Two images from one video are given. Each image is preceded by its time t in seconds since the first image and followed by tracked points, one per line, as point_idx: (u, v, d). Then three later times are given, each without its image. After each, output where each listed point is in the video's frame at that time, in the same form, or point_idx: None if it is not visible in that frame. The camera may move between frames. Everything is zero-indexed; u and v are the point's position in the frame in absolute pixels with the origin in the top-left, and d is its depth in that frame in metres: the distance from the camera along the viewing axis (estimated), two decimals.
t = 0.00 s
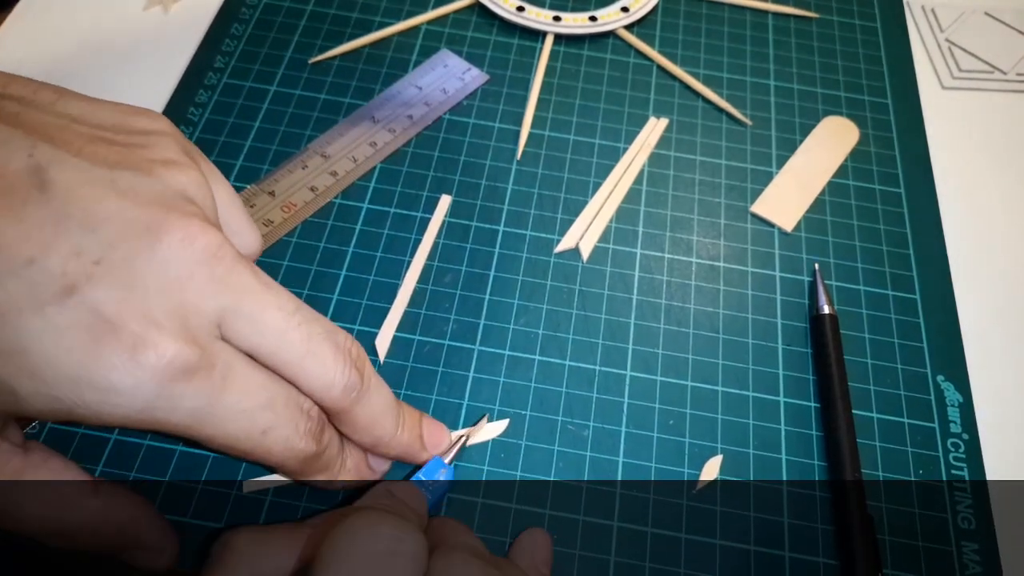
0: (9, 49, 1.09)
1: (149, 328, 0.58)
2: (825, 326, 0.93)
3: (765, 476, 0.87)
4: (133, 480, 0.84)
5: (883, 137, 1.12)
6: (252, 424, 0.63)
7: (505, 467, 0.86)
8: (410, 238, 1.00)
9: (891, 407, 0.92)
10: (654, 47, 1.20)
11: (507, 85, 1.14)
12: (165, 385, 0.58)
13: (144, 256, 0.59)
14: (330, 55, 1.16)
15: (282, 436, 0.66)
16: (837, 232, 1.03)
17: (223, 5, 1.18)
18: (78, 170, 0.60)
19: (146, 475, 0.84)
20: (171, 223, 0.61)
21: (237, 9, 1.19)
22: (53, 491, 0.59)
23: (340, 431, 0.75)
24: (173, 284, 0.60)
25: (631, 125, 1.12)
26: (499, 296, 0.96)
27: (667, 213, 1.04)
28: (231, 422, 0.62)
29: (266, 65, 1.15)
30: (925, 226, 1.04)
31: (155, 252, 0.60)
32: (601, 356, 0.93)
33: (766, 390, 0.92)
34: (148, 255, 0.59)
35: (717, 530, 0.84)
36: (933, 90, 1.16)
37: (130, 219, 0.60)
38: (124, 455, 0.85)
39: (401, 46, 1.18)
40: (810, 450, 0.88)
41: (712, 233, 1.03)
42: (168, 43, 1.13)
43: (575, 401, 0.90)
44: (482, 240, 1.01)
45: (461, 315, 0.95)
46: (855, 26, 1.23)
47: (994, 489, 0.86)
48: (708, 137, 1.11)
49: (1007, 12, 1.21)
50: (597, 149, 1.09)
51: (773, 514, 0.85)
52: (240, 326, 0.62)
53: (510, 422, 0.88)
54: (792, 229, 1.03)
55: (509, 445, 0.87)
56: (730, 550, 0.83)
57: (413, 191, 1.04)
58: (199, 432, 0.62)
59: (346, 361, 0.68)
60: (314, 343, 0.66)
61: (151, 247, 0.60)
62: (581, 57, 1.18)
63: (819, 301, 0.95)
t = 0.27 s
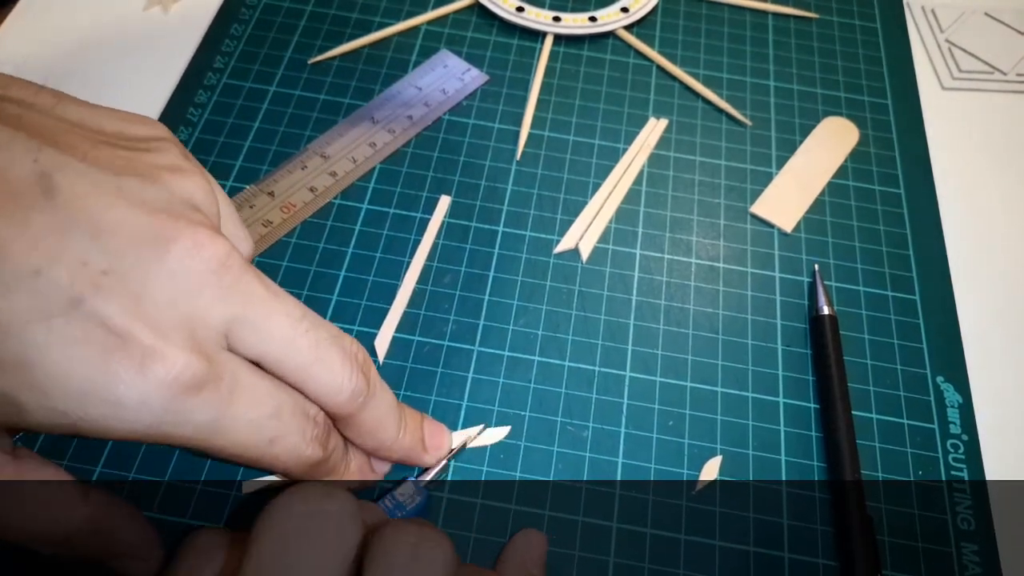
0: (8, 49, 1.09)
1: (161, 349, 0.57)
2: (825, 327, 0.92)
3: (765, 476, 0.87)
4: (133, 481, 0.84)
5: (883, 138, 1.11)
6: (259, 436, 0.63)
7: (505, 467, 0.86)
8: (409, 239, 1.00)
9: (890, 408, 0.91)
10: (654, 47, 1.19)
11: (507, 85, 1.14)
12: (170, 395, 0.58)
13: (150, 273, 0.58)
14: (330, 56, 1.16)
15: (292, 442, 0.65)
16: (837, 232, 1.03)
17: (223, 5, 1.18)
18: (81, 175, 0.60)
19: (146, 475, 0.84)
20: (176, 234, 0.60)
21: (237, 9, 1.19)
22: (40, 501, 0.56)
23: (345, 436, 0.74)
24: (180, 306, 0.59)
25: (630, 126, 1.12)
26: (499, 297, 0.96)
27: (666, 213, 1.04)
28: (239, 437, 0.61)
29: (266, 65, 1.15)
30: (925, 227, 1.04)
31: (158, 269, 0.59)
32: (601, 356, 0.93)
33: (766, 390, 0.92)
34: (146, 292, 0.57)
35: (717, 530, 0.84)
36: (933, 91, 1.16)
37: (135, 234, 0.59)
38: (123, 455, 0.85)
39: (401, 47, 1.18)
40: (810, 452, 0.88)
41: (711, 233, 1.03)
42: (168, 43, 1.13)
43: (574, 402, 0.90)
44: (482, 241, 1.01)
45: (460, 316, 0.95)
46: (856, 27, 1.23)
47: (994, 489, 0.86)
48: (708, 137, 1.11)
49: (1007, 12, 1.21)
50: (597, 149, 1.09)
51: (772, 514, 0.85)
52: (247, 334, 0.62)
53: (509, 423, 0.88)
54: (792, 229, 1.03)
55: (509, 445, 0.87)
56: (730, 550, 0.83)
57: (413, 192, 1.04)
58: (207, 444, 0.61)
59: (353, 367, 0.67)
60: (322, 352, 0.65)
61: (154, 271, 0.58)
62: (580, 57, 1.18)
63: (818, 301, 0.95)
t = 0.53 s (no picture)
0: (8, 49, 1.09)
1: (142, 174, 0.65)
2: (826, 325, 0.93)
3: (766, 476, 0.87)
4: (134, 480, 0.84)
5: (883, 137, 1.12)
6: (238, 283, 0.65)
7: (506, 466, 0.86)
8: (409, 238, 1.00)
9: (891, 408, 0.92)
10: (654, 47, 1.20)
11: (507, 85, 1.14)
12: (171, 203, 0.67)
13: (132, 201, 0.65)
14: (330, 55, 1.16)
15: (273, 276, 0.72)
16: (837, 232, 1.03)
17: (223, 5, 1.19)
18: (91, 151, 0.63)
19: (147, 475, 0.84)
20: (161, 160, 0.68)
21: (238, 8, 1.19)
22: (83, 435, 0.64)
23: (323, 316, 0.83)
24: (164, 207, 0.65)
25: (630, 125, 1.12)
26: (499, 296, 0.96)
27: (667, 213, 1.04)
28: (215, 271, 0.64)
29: (266, 65, 1.15)
30: (925, 226, 1.04)
31: (145, 193, 0.66)
32: (601, 356, 0.93)
33: (767, 390, 0.92)
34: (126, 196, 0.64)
35: (718, 530, 0.84)
36: (933, 90, 1.16)
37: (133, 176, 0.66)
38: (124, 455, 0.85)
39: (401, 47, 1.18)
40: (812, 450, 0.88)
41: (712, 233, 1.03)
42: (168, 42, 1.13)
43: (575, 401, 0.90)
44: (482, 240, 1.01)
45: (461, 315, 0.95)
46: (856, 26, 1.23)
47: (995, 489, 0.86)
48: (708, 137, 1.11)
49: (1007, 12, 1.21)
50: (597, 149, 1.09)
51: (773, 514, 0.85)
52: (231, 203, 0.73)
53: (510, 422, 0.88)
54: (792, 229, 1.03)
55: (509, 445, 0.87)
56: (730, 549, 0.83)
57: (414, 191, 1.04)
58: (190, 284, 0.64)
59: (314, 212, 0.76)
60: (304, 223, 0.76)
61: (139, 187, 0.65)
62: (581, 57, 1.18)
63: (819, 301, 0.95)
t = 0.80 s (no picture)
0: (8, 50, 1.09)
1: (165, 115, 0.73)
2: (824, 326, 0.92)
3: (765, 476, 0.87)
4: (133, 480, 0.84)
5: (883, 137, 1.12)
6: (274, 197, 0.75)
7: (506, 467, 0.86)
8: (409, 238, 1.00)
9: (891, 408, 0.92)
10: (654, 47, 1.20)
11: (507, 85, 1.14)
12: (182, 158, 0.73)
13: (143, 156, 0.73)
14: (330, 55, 1.16)
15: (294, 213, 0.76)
16: (837, 232, 1.03)
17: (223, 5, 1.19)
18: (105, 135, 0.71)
19: (146, 475, 0.84)
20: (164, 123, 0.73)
21: (237, 9, 1.19)
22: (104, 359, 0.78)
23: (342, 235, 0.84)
24: (187, 142, 0.73)
25: (630, 125, 1.12)
26: (499, 296, 0.96)
27: (667, 213, 1.04)
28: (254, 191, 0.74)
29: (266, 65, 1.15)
30: (925, 226, 1.04)
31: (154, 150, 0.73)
32: (601, 356, 0.93)
33: (766, 390, 0.92)
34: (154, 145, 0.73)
35: (717, 530, 0.84)
36: (933, 90, 1.16)
37: (141, 133, 0.73)
38: (124, 455, 0.85)
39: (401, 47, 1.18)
40: (808, 450, 0.88)
41: (712, 233, 1.03)
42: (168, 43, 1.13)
43: (575, 401, 0.90)
44: (482, 240, 1.01)
45: (460, 315, 0.95)
46: (855, 26, 1.23)
47: (995, 490, 0.86)
48: (708, 137, 1.11)
49: (1006, 12, 1.21)
50: (597, 149, 1.09)
51: (772, 513, 0.85)
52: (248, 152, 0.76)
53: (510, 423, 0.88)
54: (793, 229, 1.03)
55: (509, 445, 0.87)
56: (730, 549, 0.83)
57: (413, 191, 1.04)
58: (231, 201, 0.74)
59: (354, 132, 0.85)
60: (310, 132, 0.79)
61: (156, 132, 0.73)
62: (580, 57, 1.18)
63: (818, 300, 0.95)
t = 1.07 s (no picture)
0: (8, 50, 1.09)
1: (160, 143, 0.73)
2: (824, 326, 0.92)
3: (765, 476, 0.87)
4: (133, 480, 0.84)
5: (883, 137, 1.11)
6: (266, 220, 0.75)
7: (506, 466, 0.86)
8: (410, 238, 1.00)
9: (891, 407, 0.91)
10: (654, 47, 1.20)
11: (507, 84, 1.14)
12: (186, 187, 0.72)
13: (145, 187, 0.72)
14: (330, 55, 1.16)
15: (295, 242, 0.76)
16: (837, 232, 1.03)
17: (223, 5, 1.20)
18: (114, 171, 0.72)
19: (146, 475, 0.84)
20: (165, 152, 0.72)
21: (238, 9, 1.20)
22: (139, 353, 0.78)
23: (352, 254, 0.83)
24: (189, 176, 0.72)
25: (630, 125, 1.12)
26: (499, 296, 0.96)
27: (666, 213, 1.04)
28: (246, 217, 0.74)
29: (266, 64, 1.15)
30: (925, 226, 1.04)
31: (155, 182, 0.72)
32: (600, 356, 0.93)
33: (766, 390, 0.92)
34: (149, 174, 0.72)
35: (717, 530, 0.84)
36: (933, 90, 1.16)
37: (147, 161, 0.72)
38: (124, 455, 0.85)
39: (401, 46, 1.18)
40: (809, 451, 0.88)
41: (711, 233, 1.03)
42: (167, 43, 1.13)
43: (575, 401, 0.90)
44: (482, 240, 1.01)
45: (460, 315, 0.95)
46: (856, 26, 1.23)
47: (995, 490, 0.86)
48: (708, 137, 1.11)
49: (1007, 12, 1.21)
50: (597, 149, 1.09)
51: (772, 513, 0.85)
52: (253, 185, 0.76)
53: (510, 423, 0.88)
54: (793, 229, 1.03)
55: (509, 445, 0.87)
56: (730, 549, 0.83)
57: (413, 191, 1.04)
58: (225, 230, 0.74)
59: (349, 135, 0.82)
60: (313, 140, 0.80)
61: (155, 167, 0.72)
62: (581, 57, 1.18)
63: (818, 300, 0.95)
